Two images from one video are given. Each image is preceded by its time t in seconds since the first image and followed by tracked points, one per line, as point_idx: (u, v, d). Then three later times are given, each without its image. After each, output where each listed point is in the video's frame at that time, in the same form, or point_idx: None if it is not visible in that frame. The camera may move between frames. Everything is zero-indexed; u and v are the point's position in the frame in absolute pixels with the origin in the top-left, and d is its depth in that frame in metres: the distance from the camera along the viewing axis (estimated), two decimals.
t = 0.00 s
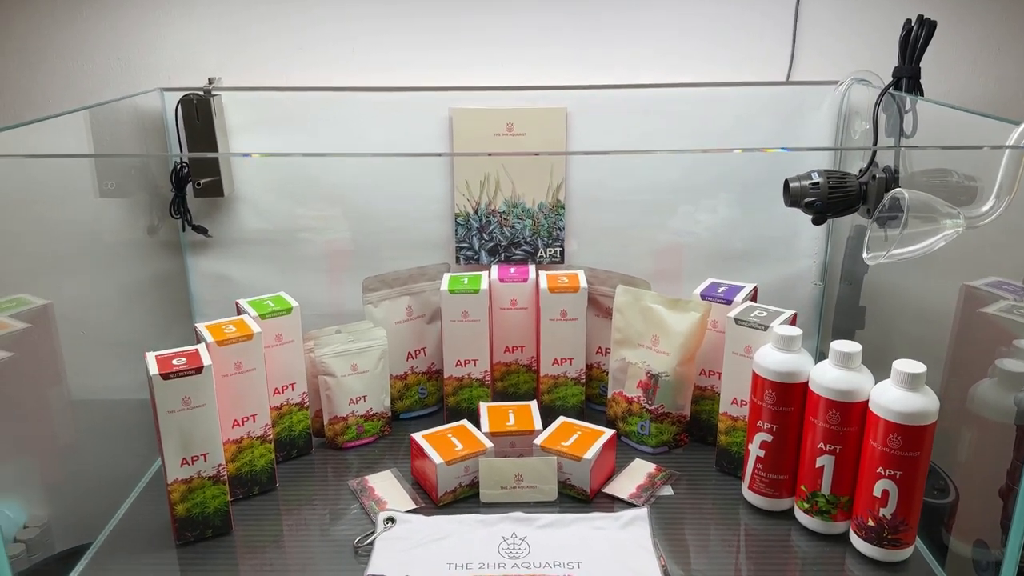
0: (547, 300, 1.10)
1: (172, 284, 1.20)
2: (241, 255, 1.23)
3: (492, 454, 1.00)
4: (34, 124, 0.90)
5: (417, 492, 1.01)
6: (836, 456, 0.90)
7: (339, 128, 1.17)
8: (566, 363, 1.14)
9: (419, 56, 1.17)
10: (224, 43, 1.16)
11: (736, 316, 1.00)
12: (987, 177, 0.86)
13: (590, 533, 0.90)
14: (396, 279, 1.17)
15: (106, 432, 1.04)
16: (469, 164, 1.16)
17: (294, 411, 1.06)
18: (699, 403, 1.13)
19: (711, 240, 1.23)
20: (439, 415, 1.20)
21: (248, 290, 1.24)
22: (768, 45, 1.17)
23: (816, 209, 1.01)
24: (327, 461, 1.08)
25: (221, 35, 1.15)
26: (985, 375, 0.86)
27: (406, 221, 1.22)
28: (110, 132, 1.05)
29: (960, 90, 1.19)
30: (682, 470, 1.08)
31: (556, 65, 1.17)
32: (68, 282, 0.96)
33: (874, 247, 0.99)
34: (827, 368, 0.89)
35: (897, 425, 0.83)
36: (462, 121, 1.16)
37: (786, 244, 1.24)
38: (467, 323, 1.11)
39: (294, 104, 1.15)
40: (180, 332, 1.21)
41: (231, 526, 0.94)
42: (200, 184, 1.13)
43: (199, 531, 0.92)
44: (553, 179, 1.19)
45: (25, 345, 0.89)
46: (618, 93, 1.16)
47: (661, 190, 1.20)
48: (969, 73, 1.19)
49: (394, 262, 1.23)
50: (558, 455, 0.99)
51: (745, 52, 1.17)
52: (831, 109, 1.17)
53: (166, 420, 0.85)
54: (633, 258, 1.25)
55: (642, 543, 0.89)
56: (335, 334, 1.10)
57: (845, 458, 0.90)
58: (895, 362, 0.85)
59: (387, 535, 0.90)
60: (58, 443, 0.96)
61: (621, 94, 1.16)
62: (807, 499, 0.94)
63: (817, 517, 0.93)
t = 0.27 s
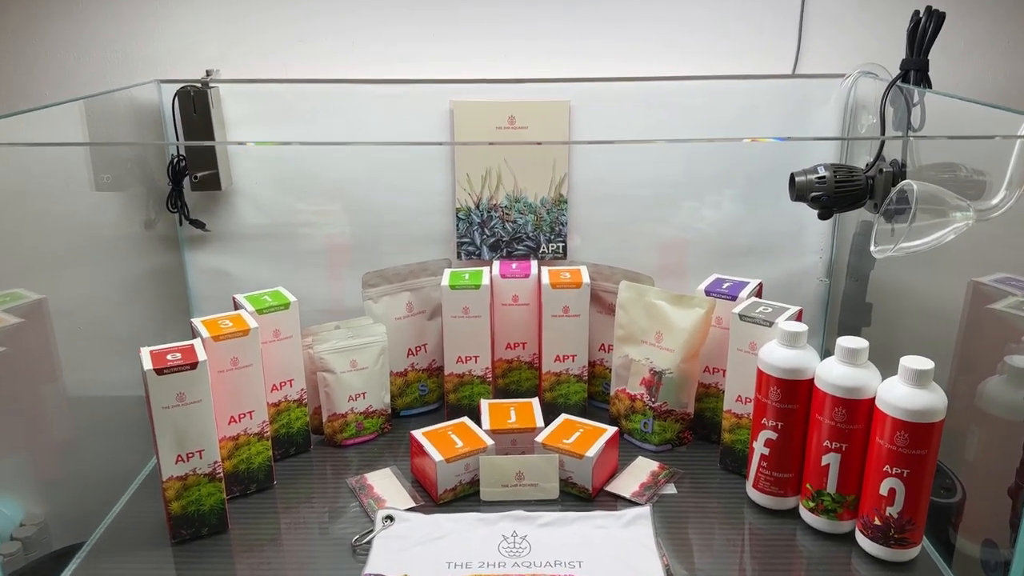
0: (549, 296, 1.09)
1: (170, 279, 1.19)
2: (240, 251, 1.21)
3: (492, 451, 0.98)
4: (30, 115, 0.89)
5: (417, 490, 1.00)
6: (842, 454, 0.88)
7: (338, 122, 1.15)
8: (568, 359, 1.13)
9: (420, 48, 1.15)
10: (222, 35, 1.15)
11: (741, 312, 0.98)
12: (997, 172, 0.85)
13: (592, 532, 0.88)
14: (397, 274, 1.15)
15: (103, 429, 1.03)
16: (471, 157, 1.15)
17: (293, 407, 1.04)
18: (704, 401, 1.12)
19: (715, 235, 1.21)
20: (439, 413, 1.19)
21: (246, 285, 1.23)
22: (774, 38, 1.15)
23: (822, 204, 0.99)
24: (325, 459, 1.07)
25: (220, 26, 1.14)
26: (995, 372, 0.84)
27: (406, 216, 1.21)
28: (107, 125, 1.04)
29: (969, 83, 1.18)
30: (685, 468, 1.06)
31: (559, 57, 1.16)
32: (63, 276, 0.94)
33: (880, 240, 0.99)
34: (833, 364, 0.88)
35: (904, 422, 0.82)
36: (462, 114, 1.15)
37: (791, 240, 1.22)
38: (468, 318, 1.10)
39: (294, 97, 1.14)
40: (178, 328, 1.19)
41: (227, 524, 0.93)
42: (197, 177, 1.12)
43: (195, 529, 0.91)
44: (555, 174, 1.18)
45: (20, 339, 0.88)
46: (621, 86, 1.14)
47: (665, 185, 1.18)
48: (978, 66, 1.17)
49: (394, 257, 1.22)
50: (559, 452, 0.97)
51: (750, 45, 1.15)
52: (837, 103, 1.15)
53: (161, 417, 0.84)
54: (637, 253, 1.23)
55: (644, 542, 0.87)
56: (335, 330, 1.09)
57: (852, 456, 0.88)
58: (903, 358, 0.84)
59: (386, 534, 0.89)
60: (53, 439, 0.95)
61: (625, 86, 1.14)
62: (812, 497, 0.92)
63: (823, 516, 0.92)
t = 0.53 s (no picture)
0: (554, 293, 1.08)
1: (174, 277, 1.19)
2: (244, 248, 1.21)
3: (498, 449, 0.98)
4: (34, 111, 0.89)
5: (422, 487, 0.99)
6: (850, 452, 0.88)
7: (343, 118, 1.15)
8: (574, 357, 1.12)
9: (425, 45, 1.15)
10: (227, 32, 1.14)
11: (748, 309, 0.98)
12: (1005, 167, 0.85)
13: (598, 530, 0.88)
14: (401, 273, 1.15)
15: (107, 426, 1.03)
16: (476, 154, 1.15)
17: (298, 405, 1.04)
18: (710, 399, 1.11)
19: (721, 232, 1.21)
20: (445, 411, 1.19)
21: (250, 283, 1.22)
22: (781, 34, 1.15)
23: (830, 200, 0.99)
24: (330, 457, 1.07)
25: (225, 23, 1.14)
26: (1003, 369, 0.84)
27: (411, 213, 1.20)
28: (111, 121, 1.04)
29: (978, 79, 1.17)
30: (692, 467, 1.06)
31: (565, 53, 1.15)
32: (68, 273, 0.94)
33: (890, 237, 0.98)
34: (842, 361, 0.87)
35: (913, 420, 0.81)
36: (468, 111, 1.14)
37: (798, 237, 1.21)
38: (474, 316, 1.09)
39: (299, 93, 1.14)
40: (182, 325, 1.19)
41: (232, 522, 0.93)
42: (202, 174, 1.12)
43: (200, 527, 0.91)
44: (561, 171, 1.17)
45: (25, 336, 0.87)
46: (627, 82, 1.14)
47: (671, 182, 1.18)
48: (986, 62, 1.16)
49: (399, 254, 1.21)
50: (566, 451, 0.97)
51: (757, 41, 1.15)
52: (845, 100, 1.15)
53: (166, 414, 0.84)
54: (642, 251, 1.23)
55: (651, 540, 0.87)
56: (339, 327, 1.08)
57: (860, 454, 0.88)
58: (912, 355, 0.83)
59: (392, 531, 0.88)
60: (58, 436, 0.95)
61: (631, 83, 1.14)
62: (820, 495, 0.92)
63: (831, 514, 0.91)
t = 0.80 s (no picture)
0: (559, 289, 1.09)
1: (179, 273, 1.19)
2: (248, 244, 1.21)
3: (503, 444, 0.98)
4: (39, 108, 0.89)
5: (428, 483, 1.00)
6: (854, 446, 0.88)
7: (347, 114, 1.15)
8: (578, 353, 1.12)
9: (430, 41, 1.15)
10: (231, 28, 1.14)
11: (752, 305, 0.98)
12: (1009, 163, 0.85)
13: (603, 524, 0.88)
14: (406, 269, 1.16)
15: (113, 421, 1.03)
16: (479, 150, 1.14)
17: (303, 401, 1.04)
18: (714, 394, 1.11)
19: (725, 228, 1.21)
20: (449, 406, 1.19)
21: (255, 279, 1.23)
22: (785, 29, 1.14)
23: (834, 196, 0.99)
24: (336, 452, 1.07)
25: (229, 19, 1.14)
26: (1008, 364, 0.84)
27: (415, 209, 1.20)
28: (115, 118, 1.04)
29: (982, 74, 1.17)
30: (696, 462, 1.06)
31: (570, 48, 1.15)
32: (74, 270, 0.95)
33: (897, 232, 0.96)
34: (846, 356, 0.87)
35: (918, 415, 0.81)
36: (472, 106, 1.14)
37: (801, 232, 1.21)
38: (478, 312, 1.10)
39: (303, 89, 1.14)
40: (187, 321, 1.19)
41: (239, 517, 0.93)
42: (207, 171, 1.13)
43: (207, 522, 0.91)
44: (565, 167, 1.17)
45: (31, 332, 0.88)
46: (631, 78, 1.14)
47: (675, 177, 1.18)
48: (991, 57, 1.16)
49: (403, 250, 1.22)
50: (570, 446, 0.97)
51: (761, 36, 1.15)
52: (849, 95, 1.15)
53: (173, 410, 0.85)
54: (646, 246, 1.23)
55: (655, 535, 0.87)
56: (344, 324, 1.08)
57: (864, 449, 0.88)
58: (916, 350, 0.83)
59: (397, 526, 0.89)
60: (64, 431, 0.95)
61: (635, 78, 1.14)
62: (824, 490, 0.92)
63: (835, 509, 0.92)
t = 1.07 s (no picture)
0: (559, 293, 1.06)
1: (171, 276, 1.17)
2: (242, 246, 1.19)
3: (501, 452, 0.96)
4: (26, 107, 0.87)
5: (424, 491, 0.97)
6: (862, 455, 0.85)
7: (342, 114, 1.13)
8: (578, 357, 1.10)
9: (427, 39, 1.12)
10: (224, 25, 1.12)
11: (757, 309, 0.96)
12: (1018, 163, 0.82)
13: (604, 535, 0.86)
14: (402, 272, 1.13)
15: (103, 427, 1.01)
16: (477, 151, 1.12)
17: (297, 407, 1.02)
18: (717, 400, 1.09)
19: (728, 229, 1.18)
20: (447, 411, 1.17)
21: (249, 281, 1.20)
22: (790, 27, 1.12)
23: (840, 198, 0.96)
24: (331, 459, 1.05)
25: (222, 17, 1.11)
26: (1018, 371, 0.81)
27: (412, 210, 1.18)
28: (106, 117, 1.02)
29: (992, 73, 1.14)
30: (699, 469, 1.04)
31: (570, 46, 1.13)
32: (63, 274, 0.92)
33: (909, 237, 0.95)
34: (853, 363, 0.85)
35: (928, 424, 0.79)
36: (471, 105, 1.12)
37: (806, 234, 1.19)
38: (476, 316, 1.07)
39: (298, 87, 1.11)
40: (180, 325, 1.17)
41: (231, 527, 0.91)
42: (198, 171, 1.10)
43: (197, 533, 0.89)
44: (565, 167, 1.15)
45: (18, 337, 0.86)
46: (633, 76, 1.11)
47: (677, 178, 1.15)
48: (1000, 56, 1.14)
49: (400, 253, 1.19)
50: (570, 454, 0.95)
51: (766, 34, 1.12)
52: (855, 94, 1.12)
53: (162, 418, 0.82)
54: (647, 248, 1.20)
55: (657, 546, 0.85)
56: (340, 328, 1.05)
57: (872, 458, 0.86)
58: (926, 357, 0.81)
59: (393, 537, 0.86)
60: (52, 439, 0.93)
61: (636, 77, 1.12)
62: (830, 500, 0.90)
63: (841, 519, 0.89)
